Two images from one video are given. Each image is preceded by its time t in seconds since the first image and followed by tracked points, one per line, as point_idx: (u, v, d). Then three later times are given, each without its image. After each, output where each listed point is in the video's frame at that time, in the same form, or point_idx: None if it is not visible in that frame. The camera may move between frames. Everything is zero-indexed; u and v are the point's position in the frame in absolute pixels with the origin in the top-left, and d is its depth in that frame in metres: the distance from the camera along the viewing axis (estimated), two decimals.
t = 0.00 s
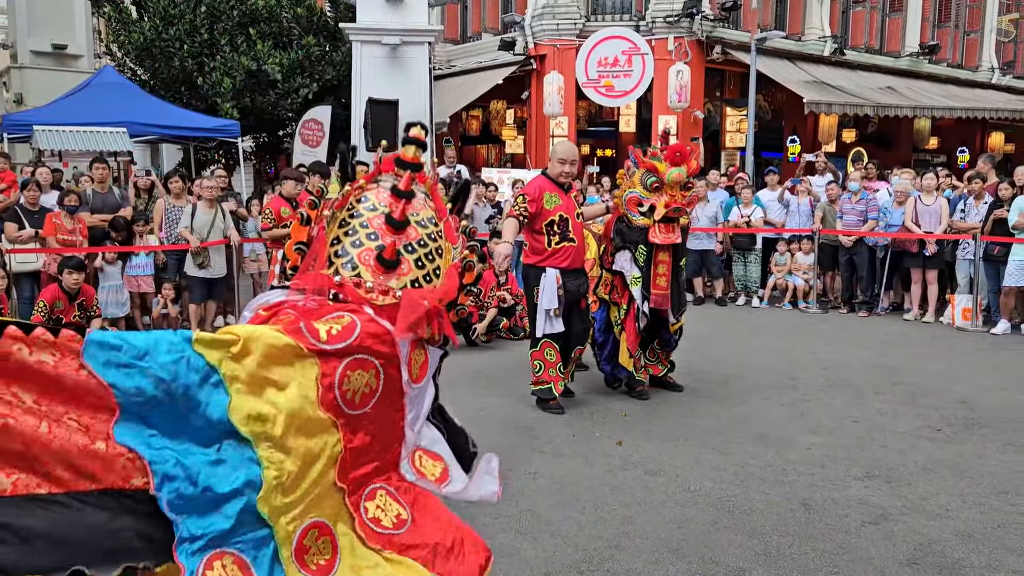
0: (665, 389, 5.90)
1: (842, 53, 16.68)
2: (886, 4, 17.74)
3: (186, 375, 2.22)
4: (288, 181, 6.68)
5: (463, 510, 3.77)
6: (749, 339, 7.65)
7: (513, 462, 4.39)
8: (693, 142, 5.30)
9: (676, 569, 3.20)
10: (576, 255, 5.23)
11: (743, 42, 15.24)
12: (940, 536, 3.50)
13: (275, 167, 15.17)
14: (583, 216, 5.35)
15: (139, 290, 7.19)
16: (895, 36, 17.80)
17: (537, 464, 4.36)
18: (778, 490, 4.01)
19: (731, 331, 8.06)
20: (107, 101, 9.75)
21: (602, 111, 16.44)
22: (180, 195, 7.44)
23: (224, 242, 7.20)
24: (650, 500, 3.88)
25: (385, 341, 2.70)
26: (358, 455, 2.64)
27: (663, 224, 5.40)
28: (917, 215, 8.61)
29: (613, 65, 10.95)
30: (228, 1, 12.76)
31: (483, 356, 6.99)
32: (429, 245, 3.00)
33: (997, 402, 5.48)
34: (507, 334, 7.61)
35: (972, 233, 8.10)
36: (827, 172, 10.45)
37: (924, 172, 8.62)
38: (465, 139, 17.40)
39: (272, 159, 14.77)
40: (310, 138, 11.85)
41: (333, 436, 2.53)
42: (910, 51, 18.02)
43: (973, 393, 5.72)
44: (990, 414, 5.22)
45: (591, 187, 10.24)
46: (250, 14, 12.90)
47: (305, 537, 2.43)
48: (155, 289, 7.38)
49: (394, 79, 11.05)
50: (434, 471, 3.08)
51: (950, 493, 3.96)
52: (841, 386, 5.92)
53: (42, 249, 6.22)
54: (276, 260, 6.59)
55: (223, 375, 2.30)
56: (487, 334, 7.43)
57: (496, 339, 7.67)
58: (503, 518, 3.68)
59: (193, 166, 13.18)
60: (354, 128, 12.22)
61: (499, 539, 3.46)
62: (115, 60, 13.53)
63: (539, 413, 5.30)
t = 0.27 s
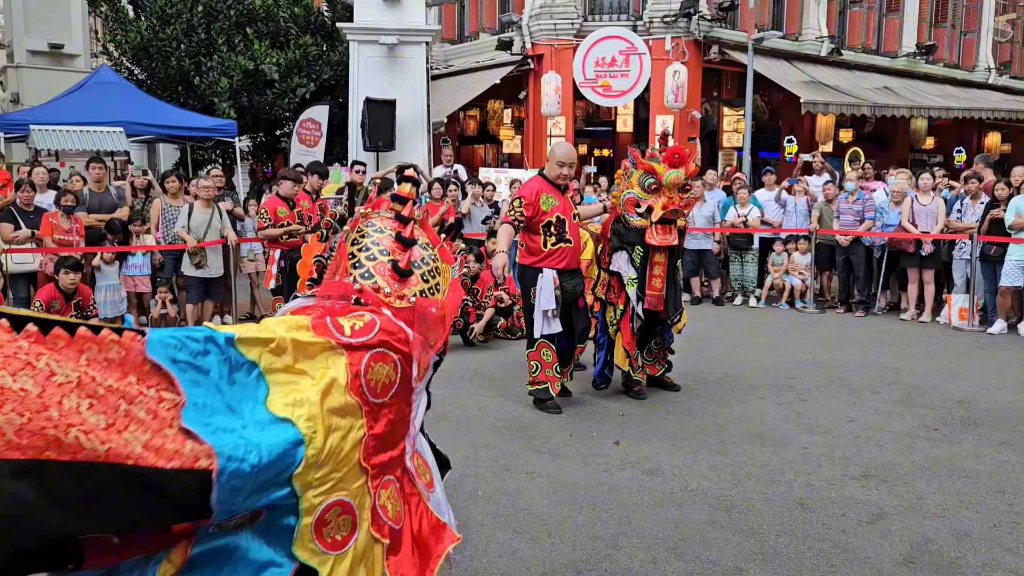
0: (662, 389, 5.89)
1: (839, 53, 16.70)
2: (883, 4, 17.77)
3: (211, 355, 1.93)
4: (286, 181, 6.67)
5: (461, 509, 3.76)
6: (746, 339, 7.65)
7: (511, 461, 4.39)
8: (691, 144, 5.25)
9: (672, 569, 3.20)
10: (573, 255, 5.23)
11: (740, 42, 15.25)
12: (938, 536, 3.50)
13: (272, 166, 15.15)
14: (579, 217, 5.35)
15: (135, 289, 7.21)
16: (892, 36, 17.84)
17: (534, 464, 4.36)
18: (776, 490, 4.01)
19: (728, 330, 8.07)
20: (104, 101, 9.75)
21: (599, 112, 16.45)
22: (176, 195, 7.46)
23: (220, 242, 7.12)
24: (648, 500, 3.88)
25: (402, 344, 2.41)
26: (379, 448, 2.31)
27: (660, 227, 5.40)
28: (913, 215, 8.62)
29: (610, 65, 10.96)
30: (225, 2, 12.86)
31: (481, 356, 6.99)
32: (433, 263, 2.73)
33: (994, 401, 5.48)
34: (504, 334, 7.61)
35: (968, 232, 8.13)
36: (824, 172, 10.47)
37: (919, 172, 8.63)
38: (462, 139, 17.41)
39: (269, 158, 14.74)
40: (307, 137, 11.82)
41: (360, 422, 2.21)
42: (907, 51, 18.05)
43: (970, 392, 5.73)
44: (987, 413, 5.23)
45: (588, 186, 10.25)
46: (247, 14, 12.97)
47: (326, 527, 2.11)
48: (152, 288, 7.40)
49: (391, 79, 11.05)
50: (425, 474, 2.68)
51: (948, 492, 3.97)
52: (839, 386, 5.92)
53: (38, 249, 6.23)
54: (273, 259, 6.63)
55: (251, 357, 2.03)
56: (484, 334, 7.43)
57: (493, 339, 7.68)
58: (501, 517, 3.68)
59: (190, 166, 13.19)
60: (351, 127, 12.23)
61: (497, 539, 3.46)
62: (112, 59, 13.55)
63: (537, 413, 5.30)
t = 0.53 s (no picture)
0: (660, 389, 5.91)
1: (836, 54, 16.73)
2: (880, 5, 17.80)
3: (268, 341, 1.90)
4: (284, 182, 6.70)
5: (459, 510, 3.76)
6: (744, 339, 7.66)
7: (509, 462, 4.39)
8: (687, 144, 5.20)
9: (670, 570, 3.20)
10: (571, 256, 5.23)
11: (738, 42, 15.25)
12: (935, 536, 3.50)
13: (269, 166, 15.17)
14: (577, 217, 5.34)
15: (132, 290, 7.20)
16: (889, 37, 17.87)
17: (532, 464, 4.36)
18: (773, 490, 4.01)
19: (725, 330, 8.08)
20: (101, 102, 9.74)
21: (597, 112, 16.45)
22: (174, 196, 7.49)
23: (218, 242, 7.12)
24: (645, 500, 3.88)
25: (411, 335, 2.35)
26: (395, 427, 2.25)
27: (656, 227, 5.36)
28: (910, 216, 8.62)
29: (608, 65, 10.96)
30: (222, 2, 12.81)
31: (479, 356, 6.99)
32: (436, 252, 2.62)
33: (992, 401, 5.49)
34: (501, 334, 7.62)
35: (965, 233, 8.14)
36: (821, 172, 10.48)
37: (916, 173, 8.65)
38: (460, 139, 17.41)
39: (267, 159, 14.75)
40: (305, 137, 11.81)
41: (378, 406, 2.17)
42: (904, 51, 18.07)
43: (967, 392, 5.74)
44: (985, 413, 5.23)
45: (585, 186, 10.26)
46: (244, 14, 12.93)
47: (360, 500, 2.09)
48: (149, 289, 7.39)
49: (389, 79, 11.04)
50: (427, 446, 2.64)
51: (945, 492, 3.98)
52: (836, 386, 5.93)
53: (35, 249, 6.24)
54: (270, 258, 6.63)
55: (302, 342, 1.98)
56: (482, 334, 7.43)
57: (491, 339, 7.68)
58: (498, 518, 3.68)
59: (187, 166, 13.19)
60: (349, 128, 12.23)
61: (495, 540, 3.46)
62: (109, 59, 13.54)
63: (535, 413, 5.30)
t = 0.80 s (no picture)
0: (659, 389, 5.90)
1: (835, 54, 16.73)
2: (878, 5, 17.81)
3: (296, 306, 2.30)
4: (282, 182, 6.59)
5: (457, 510, 3.76)
6: (742, 339, 7.66)
7: (507, 462, 4.39)
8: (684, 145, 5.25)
9: (668, 570, 3.20)
10: (568, 256, 5.21)
11: (737, 42, 15.26)
12: (933, 536, 3.51)
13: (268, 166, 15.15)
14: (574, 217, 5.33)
15: (131, 290, 7.17)
16: (888, 37, 17.87)
17: (530, 465, 4.36)
18: (772, 490, 4.01)
19: (725, 330, 8.07)
20: (100, 101, 9.73)
21: (596, 112, 16.43)
22: (173, 195, 7.48)
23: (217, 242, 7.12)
24: (643, 500, 3.88)
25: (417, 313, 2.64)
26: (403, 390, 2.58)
27: (655, 228, 5.40)
28: (909, 216, 8.62)
29: (607, 65, 10.96)
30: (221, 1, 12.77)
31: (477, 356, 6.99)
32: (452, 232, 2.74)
33: (990, 401, 5.50)
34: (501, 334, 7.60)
35: (963, 233, 8.16)
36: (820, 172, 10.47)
37: (915, 173, 8.65)
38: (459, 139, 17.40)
39: (265, 158, 14.78)
40: (304, 137, 11.80)
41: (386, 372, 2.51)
42: (903, 51, 18.07)
43: (965, 392, 5.74)
44: (982, 413, 5.24)
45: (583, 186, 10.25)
46: (243, 13, 12.93)
47: (367, 462, 2.44)
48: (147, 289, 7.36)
49: (388, 79, 11.03)
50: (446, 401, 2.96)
51: (943, 492, 3.98)
52: (834, 386, 5.93)
53: (35, 250, 6.24)
54: (269, 258, 6.60)
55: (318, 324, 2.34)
56: (481, 334, 7.43)
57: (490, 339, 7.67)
58: (496, 518, 3.67)
59: (186, 166, 13.17)
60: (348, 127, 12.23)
61: (494, 540, 3.46)
62: (108, 59, 13.52)
63: (533, 413, 5.29)
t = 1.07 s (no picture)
0: (658, 388, 5.89)
1: (835, 53, 16.72)
2: (878, 4, 17.82)
3: (261, 275, 2.58)
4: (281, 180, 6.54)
5: (456, 509, 3.76)
6: (741, 338, 7.65)
7: (506, 461, 4.39)
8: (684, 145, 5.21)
9: (667, 569, 3.20)
10: (566, 255, 5.19)
11: (736, 42, 15.27)
12: (932, 535, 3.51)
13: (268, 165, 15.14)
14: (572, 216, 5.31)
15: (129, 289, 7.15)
16: (887, 37, 17.87)
17: (529, 464, 4.35)
18: (771, 490, 4.01)
19: (724, 330, 8.07)
20: (99, 100, 9.72)
21: (595, 111, 16.42)
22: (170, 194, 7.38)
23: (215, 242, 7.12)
24: (642, 500, 3.88)
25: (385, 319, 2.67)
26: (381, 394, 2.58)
27: (654, 228, 5.39)
28: (908, 215, 8.63)
29: (606, 64, 10.96)
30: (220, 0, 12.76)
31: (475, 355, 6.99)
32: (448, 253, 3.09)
33: (989, 401, 5.50)
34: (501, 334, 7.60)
35: (962, 233, 8.17)
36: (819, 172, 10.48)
37: (914, 173, 8.65)
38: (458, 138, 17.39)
39: (264, 157, 14.79)
40: (303, 136, 11.80)
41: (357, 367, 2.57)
42: (902, 51, 18.08)
43: (964, 392, 5.74)
44: (981, 413, 5.25)
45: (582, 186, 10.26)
46: (242, 12, 12.93)
47: (321, 452, 2.50)
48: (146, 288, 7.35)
49: (387, 78, 11.02)
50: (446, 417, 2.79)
51: (942, 492, 3.98)
52: (833, 385, 5.93)
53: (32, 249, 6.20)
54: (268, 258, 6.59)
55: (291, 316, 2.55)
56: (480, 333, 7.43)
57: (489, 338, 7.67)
58: (495, 518, 3.67)
59: (185, 165, 13.17)
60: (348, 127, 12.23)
61: (493, 540, 3.45)
62: (107, 58, 13.50)
63: (532, 413, 5.29)
